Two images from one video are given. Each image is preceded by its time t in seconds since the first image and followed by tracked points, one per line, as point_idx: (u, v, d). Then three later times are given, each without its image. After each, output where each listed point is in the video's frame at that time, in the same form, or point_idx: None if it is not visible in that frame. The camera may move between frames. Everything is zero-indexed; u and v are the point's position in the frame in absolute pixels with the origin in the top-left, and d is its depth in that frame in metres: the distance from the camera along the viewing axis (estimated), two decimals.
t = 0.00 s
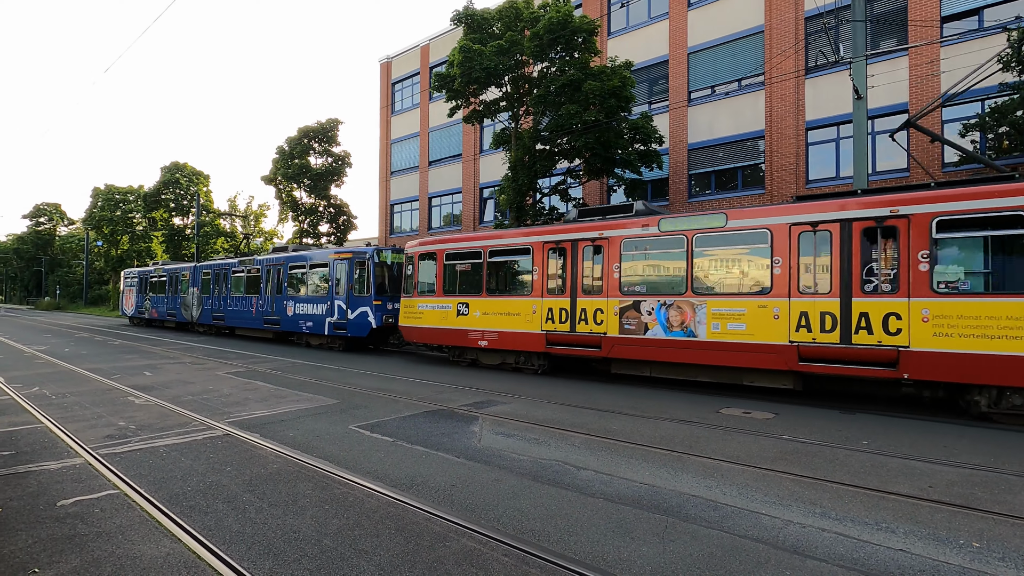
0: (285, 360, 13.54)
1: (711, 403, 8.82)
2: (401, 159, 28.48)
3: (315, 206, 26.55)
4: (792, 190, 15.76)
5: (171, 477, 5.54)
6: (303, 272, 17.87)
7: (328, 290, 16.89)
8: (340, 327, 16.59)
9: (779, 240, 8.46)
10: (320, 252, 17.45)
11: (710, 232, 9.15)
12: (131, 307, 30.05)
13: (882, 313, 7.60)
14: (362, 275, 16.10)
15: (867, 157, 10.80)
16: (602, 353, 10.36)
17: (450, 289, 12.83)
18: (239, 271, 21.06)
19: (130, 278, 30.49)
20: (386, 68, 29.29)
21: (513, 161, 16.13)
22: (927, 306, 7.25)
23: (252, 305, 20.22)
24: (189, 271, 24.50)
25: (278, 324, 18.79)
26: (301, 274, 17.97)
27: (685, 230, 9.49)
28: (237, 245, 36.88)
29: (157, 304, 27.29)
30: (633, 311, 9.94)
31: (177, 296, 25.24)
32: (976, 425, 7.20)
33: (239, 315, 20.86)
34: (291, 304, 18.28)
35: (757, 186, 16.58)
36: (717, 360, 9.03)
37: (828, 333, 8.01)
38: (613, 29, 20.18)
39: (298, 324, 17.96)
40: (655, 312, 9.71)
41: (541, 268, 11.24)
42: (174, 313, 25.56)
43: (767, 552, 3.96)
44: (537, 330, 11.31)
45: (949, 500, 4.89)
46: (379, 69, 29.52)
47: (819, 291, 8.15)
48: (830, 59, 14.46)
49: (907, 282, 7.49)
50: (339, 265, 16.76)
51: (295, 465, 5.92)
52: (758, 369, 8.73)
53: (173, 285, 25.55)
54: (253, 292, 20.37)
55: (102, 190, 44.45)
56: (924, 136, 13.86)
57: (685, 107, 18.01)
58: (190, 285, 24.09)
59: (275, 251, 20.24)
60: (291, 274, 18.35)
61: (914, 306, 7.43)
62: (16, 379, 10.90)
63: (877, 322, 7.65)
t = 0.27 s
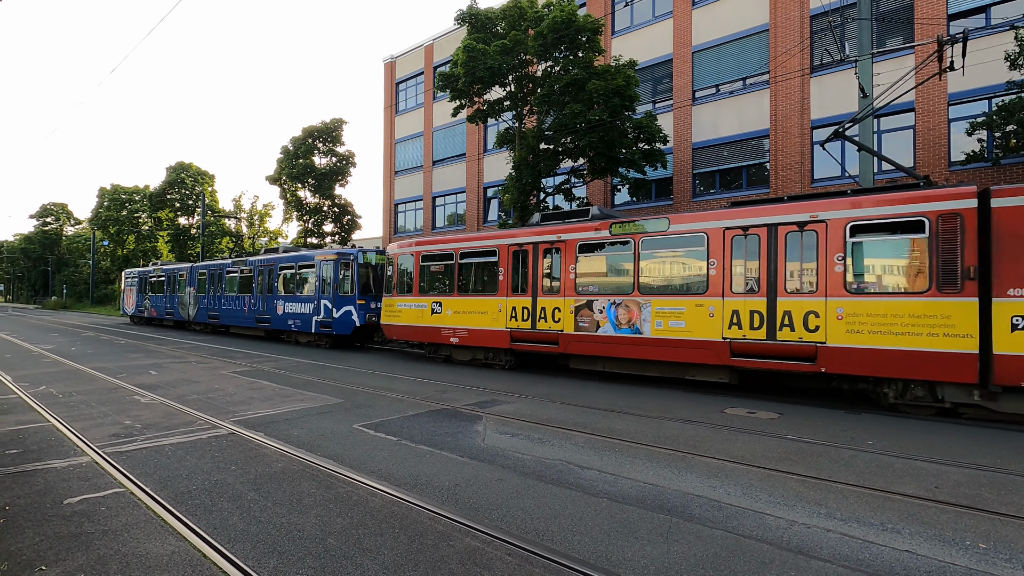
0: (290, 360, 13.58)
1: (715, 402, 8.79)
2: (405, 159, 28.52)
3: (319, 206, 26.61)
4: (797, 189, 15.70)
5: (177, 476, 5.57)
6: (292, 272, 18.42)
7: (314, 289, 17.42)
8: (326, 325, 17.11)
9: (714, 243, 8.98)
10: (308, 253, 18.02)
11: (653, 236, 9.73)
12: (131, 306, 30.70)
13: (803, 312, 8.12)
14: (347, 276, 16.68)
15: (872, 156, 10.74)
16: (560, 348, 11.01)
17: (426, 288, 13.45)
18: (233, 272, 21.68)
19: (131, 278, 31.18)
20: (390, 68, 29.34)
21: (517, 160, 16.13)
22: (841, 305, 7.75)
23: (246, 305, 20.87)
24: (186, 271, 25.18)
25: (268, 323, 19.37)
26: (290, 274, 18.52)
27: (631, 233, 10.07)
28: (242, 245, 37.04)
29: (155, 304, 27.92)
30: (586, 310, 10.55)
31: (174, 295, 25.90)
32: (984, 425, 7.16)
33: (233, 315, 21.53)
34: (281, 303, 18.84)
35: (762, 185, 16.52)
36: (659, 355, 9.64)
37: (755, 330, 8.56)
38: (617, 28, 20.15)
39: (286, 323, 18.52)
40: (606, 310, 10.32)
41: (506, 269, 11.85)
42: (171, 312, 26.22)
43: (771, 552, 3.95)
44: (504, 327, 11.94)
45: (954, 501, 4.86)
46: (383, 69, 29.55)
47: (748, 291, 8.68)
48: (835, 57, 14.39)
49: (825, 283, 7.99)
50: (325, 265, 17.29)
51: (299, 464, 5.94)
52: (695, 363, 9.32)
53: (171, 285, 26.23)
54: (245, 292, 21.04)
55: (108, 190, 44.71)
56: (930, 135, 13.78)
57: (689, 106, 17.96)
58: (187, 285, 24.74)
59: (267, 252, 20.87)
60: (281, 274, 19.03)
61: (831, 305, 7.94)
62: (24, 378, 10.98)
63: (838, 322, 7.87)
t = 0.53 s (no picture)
0: (295, 359, 13.63)
1: (721, 402, 8.77)
2: (410, 158, 28.57)
3: (324, 206, 26.70)
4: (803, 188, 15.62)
5: (184, 474, 5.60)
6: (282, 273, 19.35)
7: (301, 289, 18.40)
8: (312, 323, 18.08)
9: (649, 248, 9.82)
10: (296, 255, 18.94)
11: (598, 241, 10.57)
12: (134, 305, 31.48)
13: (725, 310, 8.89)
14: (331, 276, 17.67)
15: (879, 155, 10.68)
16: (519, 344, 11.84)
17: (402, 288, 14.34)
18: (228, 272, 22.54)
19: (133, 277, 32.03)
20: (395, 67, 29.39)
21: (522, 159, 16.13)
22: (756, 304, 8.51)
23: (239, 304, 21.78)
24: (183, 271, 26.10)
25: (260, 322, 20.33)
26: (280, 275, 19.45)
27: (582, 237, 10.91)
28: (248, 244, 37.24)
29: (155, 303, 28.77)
30: (542, 309, 11.39)
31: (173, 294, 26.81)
32: (993, 425, 7.10)
33: (227, 314, 22.50)
34: (271, 303, 19.77)
35: (768, 184, 16.45)
36: (603, 350, 10.46)
37: (685, 327, 9.37)
38: (623, 27, 20.10)
39: (276, 321, 19.47)
40: (559, 309, 11.16)
41: (473, 271, 12.68)
42: (170, 311, 27.08)
43: (776, 552, 3.94)
44: (469, 325, 12.79)
45: (963, 502, 4.83)
46: (388, 69, 29.60)
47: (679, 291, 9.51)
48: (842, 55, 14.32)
49: (744, 284, 8.75)
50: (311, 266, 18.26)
51: (305, 462, 5.97)
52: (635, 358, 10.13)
53: (169, 284, 27.10)
54: (239, 291, 21.96)
55: (115, 190, 45.00)
56: (938, 133, 13.68)
57: (694, 105, 17.91)
58: (185, 284, 25.65)
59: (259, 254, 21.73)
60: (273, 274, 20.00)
61: (750, 304, 8.70)
62: (33, 377, 11.08)
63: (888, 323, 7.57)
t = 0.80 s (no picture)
0: (301, 358, 13.68)
1: (726, 402, 8.74)
2: (415, 158, 28.62)
3: (330, 205, 26.78)
4: (810, 187, 15.54)
5: (191, 472, 5.63)
6: (274, 273, 20.32)
7: (290, 289, 19.43)
8: (300, 321, 19.10)
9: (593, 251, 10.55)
10: (287, 256, 19.91)
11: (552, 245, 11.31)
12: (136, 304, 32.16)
13: (660, 309, 9.61)
14: (317, 276, 18.70)
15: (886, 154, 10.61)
16: (485, 341, 12.65)
17: (382, 289, 15.22)
18: (223, 273, 23.46)
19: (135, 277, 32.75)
20: (400, 67, 29.42)
21: (527, 159, 16.13)
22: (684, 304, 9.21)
23: (234, 303, 22.73)
24: (182, 271, 26.98)
25: (254, 320, 21.29)
26: (273, 275, 20.43)
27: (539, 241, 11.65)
28: (254, 244, 37.43)
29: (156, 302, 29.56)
30: (501, 308, 12.18)
31: (173, 293, 27.67)
32: (1002, 426, 7.04)
33: (223, 312, 23.45)
34: (264, 302, 20.72)
35: (774, 184, 16.37)
36: (555, 346, 11.22)
37: (626, 325, 10.11)
38: (628, 26, 20.04)
39: (269, 319, 20.45)
40: (518, 307, 11.92)
41: (445, 272, 13.53)
42: (170, 310, 27.92)
43: (782, 553, 3.92)
44: (440, 322, 13.62)
45: (971, 503, 4.79)
46: (393, 68, 29.65)
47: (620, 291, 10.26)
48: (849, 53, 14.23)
49: (676, 284, 9.44)
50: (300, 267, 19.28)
51: (311, 461, 5.99)
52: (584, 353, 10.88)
53: (169, 284, 27.93)
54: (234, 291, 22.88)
55: (123, 190, 45.29)
56: (946, 132, 13.59)
57: (700, 104, 17.85)
58: (183, 284, 26.53)
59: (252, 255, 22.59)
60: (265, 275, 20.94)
61: (681, 303, 9.40)
62: (42, 375, 11.18)
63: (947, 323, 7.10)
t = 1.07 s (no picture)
0: (307, 357, 13.73)
1: (732, 403, 8.70)
2: (420, 158, 28.67)
3: (335, 205, 26.87)
4: (816, 187, 15.46)
5: (198, 471, 5.66)
6: (267, 273, 21.10)
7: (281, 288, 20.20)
8: (291, 319, 19.86)
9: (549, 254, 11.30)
10: (278, 257, 20.66)
11: (513, 248, 12.09)
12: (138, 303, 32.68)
13: (605, 307, 10.40)
14: (306, 276, 19.46)
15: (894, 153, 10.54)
16: (454, 338, 13.47)
17: (363, 288, 16.15)
18: (220, 273, 24.25)
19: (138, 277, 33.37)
20: (405, 67, 29.46)
21: (532, 158, 16.14)
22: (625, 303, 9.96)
23: (230, 302, 23.53)
24: (181, 271, 27.72)
25: (248, 319, 22.03)
26: (266, 275, 21.20)
27: (502, 244, 12.45)
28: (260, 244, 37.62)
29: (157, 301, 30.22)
30: (469, 307, 12.97)
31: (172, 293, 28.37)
32: (1011, 427, 6.99)
33: (219, 311, 24.15)
34: (257, 301, 21.48)
35: (781, 183, 16.29)
36: (517, 342, 11.99)
37: (578, 322, 10.89)
38: (633, 25, 20.00)
39: (262, 317, 21.23)
40: (483, 306, 12.72)
41: (419, 273, 14.40)
42: (170, 309, 28.69)
43: (789, 554, 3.90)
44: (415, 320, 14.44)
45: (979, 505, 4.75)
46: (398, 68, 29.70)
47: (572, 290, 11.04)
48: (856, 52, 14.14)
49: (620, 284, 10.22)
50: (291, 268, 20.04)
51: (316, 460, 6.00)
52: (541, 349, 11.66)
53: (170, 284, 28.63)
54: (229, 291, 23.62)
55: (130, 190, 45.58)
56: (954, 130, 13.48)
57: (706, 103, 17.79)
58: (182, 284, 27.34)
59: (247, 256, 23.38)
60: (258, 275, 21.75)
61: (624, 302, 10.18)
62: (51, 374, 11.27)
63: (927, 322, 7.26)
